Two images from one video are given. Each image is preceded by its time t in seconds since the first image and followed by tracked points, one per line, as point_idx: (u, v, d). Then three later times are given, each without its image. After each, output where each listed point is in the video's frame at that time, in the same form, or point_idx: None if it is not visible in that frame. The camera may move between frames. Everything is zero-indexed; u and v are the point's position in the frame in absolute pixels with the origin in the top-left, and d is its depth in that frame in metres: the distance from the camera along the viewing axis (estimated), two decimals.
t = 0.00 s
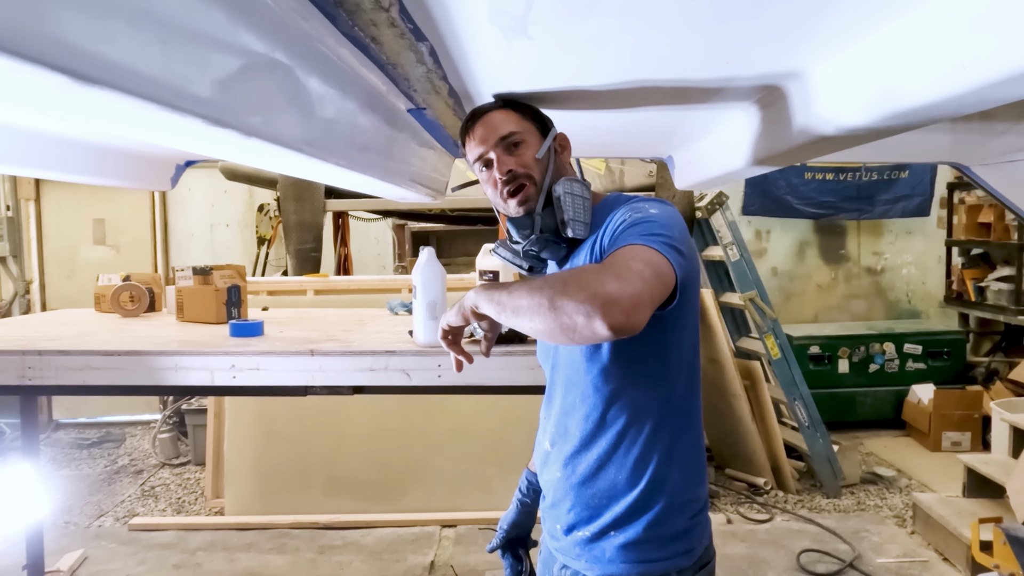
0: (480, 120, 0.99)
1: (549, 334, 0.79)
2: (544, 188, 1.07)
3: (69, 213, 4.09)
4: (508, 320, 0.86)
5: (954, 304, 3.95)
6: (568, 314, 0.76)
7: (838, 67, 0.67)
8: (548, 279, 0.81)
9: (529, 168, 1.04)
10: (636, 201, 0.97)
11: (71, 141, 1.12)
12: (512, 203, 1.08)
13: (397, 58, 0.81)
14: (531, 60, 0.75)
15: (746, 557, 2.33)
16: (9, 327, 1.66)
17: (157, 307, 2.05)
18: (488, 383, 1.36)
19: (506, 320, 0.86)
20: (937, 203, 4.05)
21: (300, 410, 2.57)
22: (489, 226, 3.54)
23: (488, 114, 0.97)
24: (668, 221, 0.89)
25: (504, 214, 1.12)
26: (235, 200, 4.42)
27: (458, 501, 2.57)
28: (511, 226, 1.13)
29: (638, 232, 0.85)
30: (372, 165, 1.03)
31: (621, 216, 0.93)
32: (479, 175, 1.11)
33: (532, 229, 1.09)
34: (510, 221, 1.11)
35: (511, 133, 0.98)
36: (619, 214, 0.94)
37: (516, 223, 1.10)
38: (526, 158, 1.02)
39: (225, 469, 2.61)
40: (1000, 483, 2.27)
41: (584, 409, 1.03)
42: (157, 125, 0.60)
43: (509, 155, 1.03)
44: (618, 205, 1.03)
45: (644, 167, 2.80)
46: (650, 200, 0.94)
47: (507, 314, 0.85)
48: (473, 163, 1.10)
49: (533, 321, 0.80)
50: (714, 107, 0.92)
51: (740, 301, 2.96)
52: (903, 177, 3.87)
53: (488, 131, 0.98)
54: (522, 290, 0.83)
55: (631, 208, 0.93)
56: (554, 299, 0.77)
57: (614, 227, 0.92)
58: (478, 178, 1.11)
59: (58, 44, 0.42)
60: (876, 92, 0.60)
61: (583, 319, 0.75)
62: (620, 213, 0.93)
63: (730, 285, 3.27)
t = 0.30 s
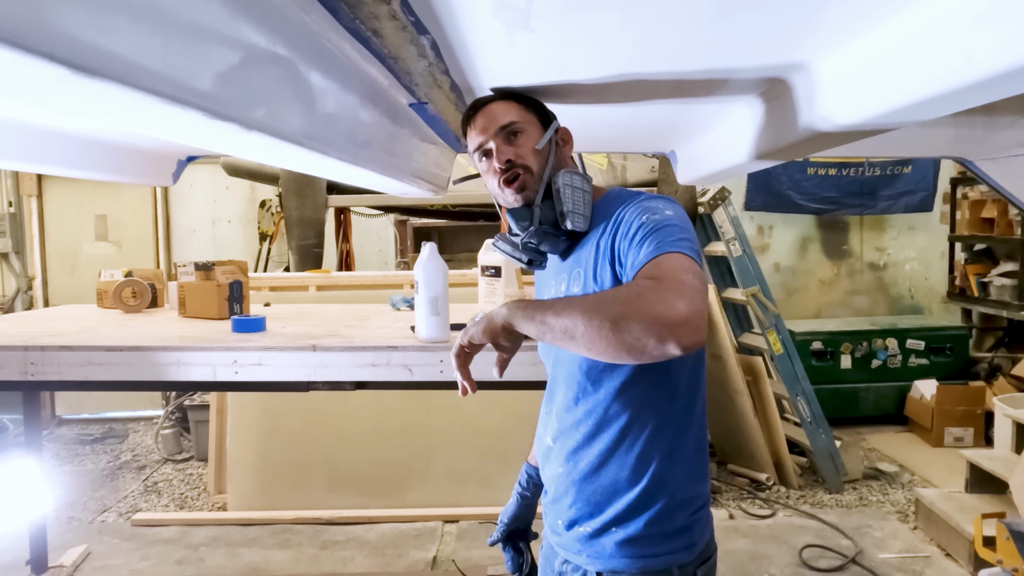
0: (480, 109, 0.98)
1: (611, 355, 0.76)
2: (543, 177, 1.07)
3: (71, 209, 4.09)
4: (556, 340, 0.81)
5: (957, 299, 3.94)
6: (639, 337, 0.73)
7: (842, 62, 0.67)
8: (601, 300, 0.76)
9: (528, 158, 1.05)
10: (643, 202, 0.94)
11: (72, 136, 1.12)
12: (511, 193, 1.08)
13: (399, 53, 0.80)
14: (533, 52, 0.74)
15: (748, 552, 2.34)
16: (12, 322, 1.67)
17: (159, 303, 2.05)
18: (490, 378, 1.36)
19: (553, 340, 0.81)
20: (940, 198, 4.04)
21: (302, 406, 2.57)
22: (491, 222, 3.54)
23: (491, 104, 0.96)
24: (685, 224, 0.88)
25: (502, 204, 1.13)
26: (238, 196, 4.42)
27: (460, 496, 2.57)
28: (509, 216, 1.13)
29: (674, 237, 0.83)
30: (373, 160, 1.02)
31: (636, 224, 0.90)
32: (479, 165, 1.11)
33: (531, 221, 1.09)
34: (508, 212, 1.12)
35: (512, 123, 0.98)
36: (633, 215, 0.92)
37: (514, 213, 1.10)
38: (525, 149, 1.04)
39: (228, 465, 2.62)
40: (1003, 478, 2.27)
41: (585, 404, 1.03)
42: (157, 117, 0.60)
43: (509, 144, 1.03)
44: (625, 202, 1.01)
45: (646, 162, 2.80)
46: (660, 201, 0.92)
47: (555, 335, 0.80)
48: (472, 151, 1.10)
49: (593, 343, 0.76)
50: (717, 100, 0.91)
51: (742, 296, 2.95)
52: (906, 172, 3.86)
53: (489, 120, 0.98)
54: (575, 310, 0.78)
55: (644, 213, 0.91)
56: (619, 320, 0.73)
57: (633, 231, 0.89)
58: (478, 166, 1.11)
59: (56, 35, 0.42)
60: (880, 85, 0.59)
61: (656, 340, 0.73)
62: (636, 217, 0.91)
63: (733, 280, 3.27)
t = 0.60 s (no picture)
0: (476, 109, 0.99)
1: (679, 337, 0.72)
2: (539, 174, 1.07)
3: (72, 206, 4.09)
4: (617, 320, 0.71)
5: (959, 295, 3.93)
6: (713, 317, 0.71)
7: (842, 55, 0.67)
8: (669, 278, 0.71)
9: (526, 155, 1.05)
10: (651, 195, 0.93)
11: (71, 132, 1.13)
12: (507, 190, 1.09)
13: (398, 46, 0.80)
14: (533, 45, 0.74)
15: (749, 548, 2.34)
16: (13, 318, 1.67)
17: (160, 299, 2.05)
18: (491, 374, 1.36)
19: (613, 318, 0.71)
20: (942, 194, 4.03)
21: (303, 402, 2.57)
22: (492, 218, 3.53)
23: (486, 103, 0.98)
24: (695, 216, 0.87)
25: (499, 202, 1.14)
26: (238, 192, 4.42)
27: (461, 492, 2.57)
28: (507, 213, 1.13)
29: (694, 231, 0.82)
30: (373, 155, 1.02)
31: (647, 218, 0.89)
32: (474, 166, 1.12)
33: (529, 217, 1.08)
34: (506, 209, 1.11)
35: (507, 121, 0.99)
36: (641, 210, 0.91)
37: (513, 211, 1.10)
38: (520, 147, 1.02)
39: (229, 461, 2.62)
40: (1004, 473, 2.26)
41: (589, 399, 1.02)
42: (155, 111, 0.60)
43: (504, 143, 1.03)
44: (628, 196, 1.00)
45: (647, 157, 2.79)
46: (669, 194, 0.91)
47: (619, 315, 0.71)
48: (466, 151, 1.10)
49: (670, 325, 0.71)
50: (718, 95, 0.91)
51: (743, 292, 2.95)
52: (908, 167, 3.85)
53: (484, 119, 0.99)
54: (651, 288, 0.70)
55: (653, 207, 0.90)
56: (704, 302, 0.70)
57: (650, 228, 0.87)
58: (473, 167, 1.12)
59: (50, 26, 0.42)
60: (881, 77, 0.59)
61: (731, 324, 0.72)
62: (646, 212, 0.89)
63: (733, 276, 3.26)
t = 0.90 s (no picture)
0: (476, 108, 1.00)
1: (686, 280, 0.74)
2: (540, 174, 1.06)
3: (72, 205, 4.10)
4: (643, 227, 0.74)
5: (960, 294, 3.93)
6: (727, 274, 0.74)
7: (840, 55, 0.67)
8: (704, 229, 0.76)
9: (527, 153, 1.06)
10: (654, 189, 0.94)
11: (67, 131, 1.13)
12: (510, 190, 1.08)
13: (398, 45, 0.80)
14: (533, 45, 0.74)
15: (749, 547, 2.34)
16: (14, 318, 1.67)
17: (160, 298, 2.05)
18: (491, 374, 1.36)
19: (640, 225, 0.74)
20: (943, 193, 4.03)
21: (303, 401, 2.57)
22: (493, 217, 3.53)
23: (486, 101, 0.98)
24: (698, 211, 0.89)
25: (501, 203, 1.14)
26: (239, 191, 4.42)
27: (462, 491, 2.58)
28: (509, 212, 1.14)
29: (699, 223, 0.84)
30: (372, 155, 1.02)
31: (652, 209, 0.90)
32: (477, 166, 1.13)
33: (531, 216, 1.09)
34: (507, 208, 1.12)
35: (508, 121, 0.98)
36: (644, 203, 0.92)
37: (514, 208, 1.10)
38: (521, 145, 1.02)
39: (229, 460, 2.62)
40: (1005, 473, 2.27)
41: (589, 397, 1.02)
42: (153, 110, 0.59)
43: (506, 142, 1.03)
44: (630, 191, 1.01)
45: (648, 157, 2.79)
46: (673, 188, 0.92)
47: (649, 223, 0.74)
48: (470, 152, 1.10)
49: (686, 259, 0.74)
50: (718, 94, 0.91)
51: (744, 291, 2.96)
52: (909, 167, 3.84)
53: (484, 118, 0.99)
54: (689, 222, 0.75)
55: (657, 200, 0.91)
56: (724, 257, 0.74)
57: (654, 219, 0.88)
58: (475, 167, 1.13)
59: (47, 23, 0.41)
60: (885, 74, 0.59)
61: (733, 297, 0.74)
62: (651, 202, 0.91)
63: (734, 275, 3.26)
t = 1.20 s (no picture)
0: (482, 109, 0.99)
1: (691, 327, 0.78)
2: (550, 172, 1.07)
3: (73, 205, 4.10)
4: (651, 280, 0.75)
5: (960, 295, 3.93)
6: (733, 324, 0.78)
7: (839, 56, 0.66)
8: (712, 274, 0.77)
9: (533, 153, 1.04)
10: (661, 197, 0.94)
11: (67, 131, 1.12)
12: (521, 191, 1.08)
13: (398, 45, 0.79)
14: (533, 45, 0.74)
15: (750, 548, 2.34)
16: (13, 318, 1.67)
17: (160, 299, 2.05)
18: (491, 375, 1.36)
19: (649, 278, 0.75)
20: (944, 193, 4.02)
21: (304, 401, 2.57)
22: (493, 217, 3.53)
23: (491, 102, 0.97)
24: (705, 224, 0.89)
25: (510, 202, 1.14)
26: (239, 192, 4.42)
27: (462, 492, 2.57)
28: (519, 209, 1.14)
29: (704, 241, 0.85)
30: (372, 155, 1.02)
31: (658, 221, 0.90)
32: (483, 163, 1.12)
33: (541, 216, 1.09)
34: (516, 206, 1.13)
35: (512, 120, 0.98)
36: (651, 213, 0.92)
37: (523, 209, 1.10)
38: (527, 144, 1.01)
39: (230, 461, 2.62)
40: (1007, 474, 2.26)
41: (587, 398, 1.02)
42: (150, 110, 0.59)
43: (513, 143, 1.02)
44: (635, 195, 1.01)
45: (649, 157, 2.79)
46: (681, 197, 0.92)
47: (657, 277, 0.75)
48: (477, 151, 1.10)
49: (693, 311, 0.76)
50: (718, 96, 0.91)
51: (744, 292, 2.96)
52: (910, 167, 3.84)
53: (489, 119, 0.98)
54: (697, 273, 0.76)
55: (664, 211, 0.91)
56: (728, 305, 0.77)
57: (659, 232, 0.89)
58: (482, 167, 1.12)
59: (46, 23, 0.41)
60: (886, 76, 0.58)
61: (737, 340, 0.79)
62: (659, 215, 0.91)
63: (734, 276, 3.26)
